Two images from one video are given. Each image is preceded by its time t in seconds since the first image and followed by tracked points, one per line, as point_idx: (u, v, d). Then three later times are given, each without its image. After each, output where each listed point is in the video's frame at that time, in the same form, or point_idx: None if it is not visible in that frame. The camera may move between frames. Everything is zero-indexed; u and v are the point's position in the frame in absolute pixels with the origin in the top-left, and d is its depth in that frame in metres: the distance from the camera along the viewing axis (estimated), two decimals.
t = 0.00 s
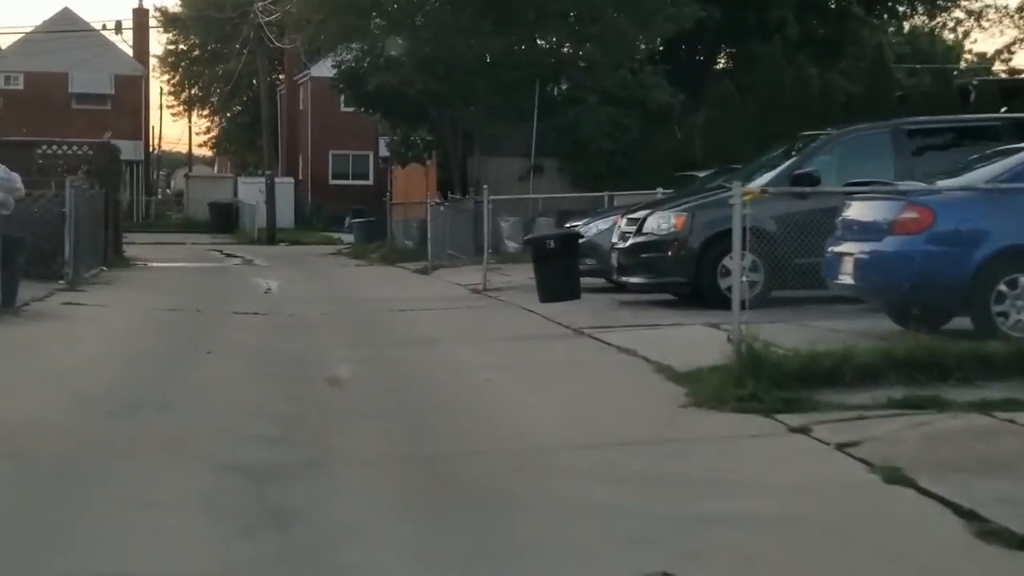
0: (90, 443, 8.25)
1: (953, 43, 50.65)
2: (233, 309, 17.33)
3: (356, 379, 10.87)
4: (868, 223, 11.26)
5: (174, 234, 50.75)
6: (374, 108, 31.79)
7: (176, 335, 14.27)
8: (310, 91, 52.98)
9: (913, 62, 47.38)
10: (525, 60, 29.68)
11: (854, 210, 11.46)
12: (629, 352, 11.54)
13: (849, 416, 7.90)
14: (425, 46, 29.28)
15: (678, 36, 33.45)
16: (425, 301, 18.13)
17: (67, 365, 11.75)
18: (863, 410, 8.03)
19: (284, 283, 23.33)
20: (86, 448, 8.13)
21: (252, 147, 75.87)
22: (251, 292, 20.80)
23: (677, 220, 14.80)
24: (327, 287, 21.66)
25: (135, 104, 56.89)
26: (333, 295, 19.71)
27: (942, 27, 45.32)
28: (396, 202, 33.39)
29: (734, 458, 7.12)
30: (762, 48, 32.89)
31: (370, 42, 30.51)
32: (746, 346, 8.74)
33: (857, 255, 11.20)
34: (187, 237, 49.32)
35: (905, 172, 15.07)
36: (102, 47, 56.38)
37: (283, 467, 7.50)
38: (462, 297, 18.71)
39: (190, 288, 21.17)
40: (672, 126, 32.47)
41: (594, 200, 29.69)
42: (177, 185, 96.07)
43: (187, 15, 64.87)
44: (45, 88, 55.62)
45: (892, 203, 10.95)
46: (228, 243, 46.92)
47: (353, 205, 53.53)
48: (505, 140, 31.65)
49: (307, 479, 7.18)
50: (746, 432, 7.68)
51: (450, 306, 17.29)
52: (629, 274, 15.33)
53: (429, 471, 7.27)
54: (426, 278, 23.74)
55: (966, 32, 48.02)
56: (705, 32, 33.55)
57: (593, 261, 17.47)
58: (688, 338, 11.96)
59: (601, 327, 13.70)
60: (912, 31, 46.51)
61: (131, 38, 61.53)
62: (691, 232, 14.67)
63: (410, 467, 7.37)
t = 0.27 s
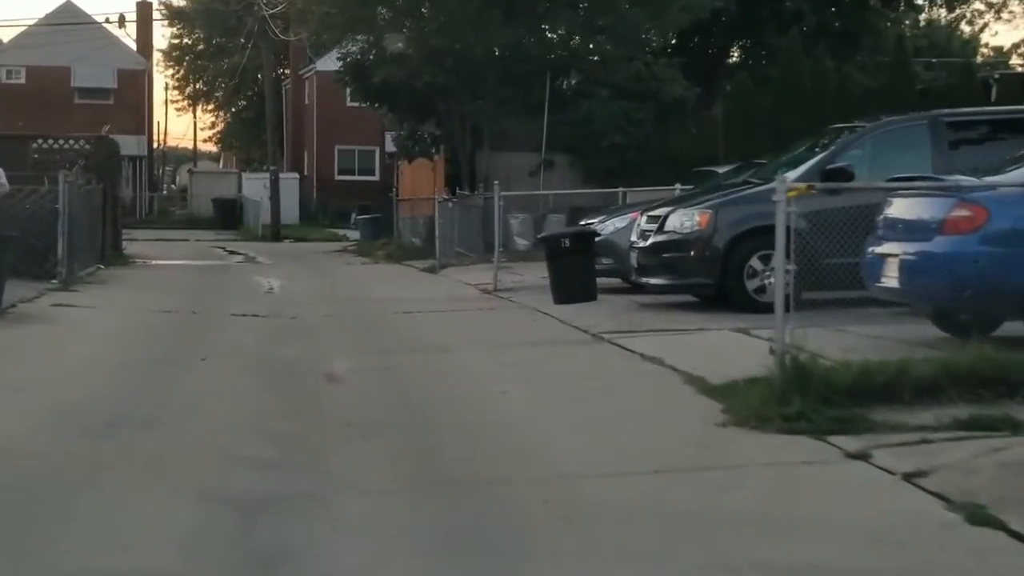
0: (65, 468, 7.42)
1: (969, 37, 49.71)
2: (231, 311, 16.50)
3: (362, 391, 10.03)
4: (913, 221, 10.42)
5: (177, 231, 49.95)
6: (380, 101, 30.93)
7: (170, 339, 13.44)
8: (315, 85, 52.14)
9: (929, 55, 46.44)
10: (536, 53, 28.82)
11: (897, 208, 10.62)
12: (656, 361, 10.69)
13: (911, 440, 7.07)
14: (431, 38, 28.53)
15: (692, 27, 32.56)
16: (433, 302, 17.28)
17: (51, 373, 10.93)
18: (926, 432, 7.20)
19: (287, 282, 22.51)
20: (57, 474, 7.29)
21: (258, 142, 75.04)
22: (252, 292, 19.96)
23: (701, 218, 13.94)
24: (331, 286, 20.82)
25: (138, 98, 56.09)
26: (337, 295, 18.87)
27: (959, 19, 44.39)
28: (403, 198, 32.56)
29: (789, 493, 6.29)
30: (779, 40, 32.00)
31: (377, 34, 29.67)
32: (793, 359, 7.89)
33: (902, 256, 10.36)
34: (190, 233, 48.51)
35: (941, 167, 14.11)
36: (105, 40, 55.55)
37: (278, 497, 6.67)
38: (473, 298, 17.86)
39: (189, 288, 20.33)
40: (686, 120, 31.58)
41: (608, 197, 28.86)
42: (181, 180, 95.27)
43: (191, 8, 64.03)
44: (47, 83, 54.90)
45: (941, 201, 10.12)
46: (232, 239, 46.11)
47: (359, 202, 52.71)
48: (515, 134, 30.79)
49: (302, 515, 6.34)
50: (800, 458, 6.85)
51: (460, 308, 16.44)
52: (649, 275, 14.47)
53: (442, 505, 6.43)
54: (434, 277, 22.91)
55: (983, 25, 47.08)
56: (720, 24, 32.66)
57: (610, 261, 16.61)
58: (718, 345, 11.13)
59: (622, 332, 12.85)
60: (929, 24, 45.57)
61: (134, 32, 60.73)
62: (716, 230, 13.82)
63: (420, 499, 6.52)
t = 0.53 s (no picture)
0: (33, 503, 6.59)
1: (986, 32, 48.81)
2: (226, 317, 15.66)
3: (367, 408, 9.20)
4: (963, 221, 9.60)
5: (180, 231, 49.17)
6: (386, 98, 30.10)
7: (161, 349, 12.60)
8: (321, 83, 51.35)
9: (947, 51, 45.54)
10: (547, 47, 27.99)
11: (944, 208, 9.80)
12: (684, 374, 9.84)
13: (989, 472, 6.27)
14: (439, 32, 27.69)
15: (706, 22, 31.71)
16: (442, 306, 16.44)
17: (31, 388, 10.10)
18: (1004, 462, 6.41)
19: (288, 284, 21.70)
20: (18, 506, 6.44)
21: (263, 142, 74.27)
22: (252, 296, 19.15)
23: (728, 218, 13.09)
24: (334, 290, 20.01)
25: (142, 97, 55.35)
26: (340, 300, 18.04)
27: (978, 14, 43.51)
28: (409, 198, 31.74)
29: (859, 539, 5.47)
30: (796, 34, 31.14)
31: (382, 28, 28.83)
32: (848, 377, 7.08)
33: (952, 260, 9.54)
34: (194, 233, 47.75)
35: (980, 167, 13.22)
36: (107, 38, 54.77)
37: (271, 541, 5.84)
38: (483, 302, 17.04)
39: (186, 292, 19.53)
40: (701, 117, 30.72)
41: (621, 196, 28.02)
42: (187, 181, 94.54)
43: (195, 6, 63.26)
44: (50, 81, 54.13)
45: (995, 199, 9.29)
46: (236, 240, 45.32)
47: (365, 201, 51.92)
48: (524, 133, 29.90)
49: (291, 564, 5.50)
50: (862, 494, 6.04)
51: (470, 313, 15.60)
52: (672, 279, 13.63)
53: (454, 553, 5.60)
54: (442, 279, 22.13)
55: (1001, 20, 46.18)
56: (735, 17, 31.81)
57: (628, 263, 15.77)
58: (751, 358, 10.28)
59: (643, 341, 12.01)
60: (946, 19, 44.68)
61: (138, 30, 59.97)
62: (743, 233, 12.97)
63: (428, 545, 5.69)
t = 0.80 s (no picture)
0: None
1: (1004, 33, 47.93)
2: (225, 328, 14.88)
3: (372, 433, 8.40)
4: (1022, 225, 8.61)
5: (184, 234, 48.42)
6: (393, 99, 29.33)
7: (153, 363, 11.82)
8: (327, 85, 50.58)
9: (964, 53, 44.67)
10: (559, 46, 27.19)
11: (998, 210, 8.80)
12: (717, 394, 9.04)
13: None
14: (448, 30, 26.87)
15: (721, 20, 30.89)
16: (452, 316, 15.65)
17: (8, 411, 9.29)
18: None
19: (292, 290, 20.94)
20: None
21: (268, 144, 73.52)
22: (253, 303, 18.37)
23: (757, 223, 12.29)
24: (339, 297, 19.24)
25: (145, 99, 54.59)
26: (345, 308, 17.26)
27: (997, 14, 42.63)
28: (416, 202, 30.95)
29: None
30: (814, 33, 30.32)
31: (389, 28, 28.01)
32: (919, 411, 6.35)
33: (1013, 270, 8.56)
34: (197, 238, 46.97)
35: None
36: (110, 39, 54.02)
37: None
38: (495, 311, 16.25)
39: (185, 299, 18.76)
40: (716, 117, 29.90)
41: (635, 200, 27.23)
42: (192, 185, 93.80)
43: (200, 8, 62.50)
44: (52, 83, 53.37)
45: None
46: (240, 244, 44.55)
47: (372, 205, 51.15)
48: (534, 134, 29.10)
49: None
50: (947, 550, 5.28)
51: (482, 323, 14.81)
52: (698, 288, 12.83)
53: None
54: (452, 286, 21.36)
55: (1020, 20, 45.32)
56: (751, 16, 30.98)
57: (648, 271, 14.98)
58: (792, 377, 9.46)
59: (669, 356, 11.21)
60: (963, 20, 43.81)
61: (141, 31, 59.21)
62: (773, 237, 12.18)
63: None
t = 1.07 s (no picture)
0: None
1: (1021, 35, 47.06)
2: (222, 340, 14.10)
3: (376, 462, 7.63)
4: None
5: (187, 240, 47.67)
6: (399, 101, 28.56)
7: (143, 380, 11.05)
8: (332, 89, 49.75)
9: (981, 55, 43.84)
10: (569, 46, 26.42)
11: None
12: (754, 417, 8.26)
13: None
14: (456, 30, 26.08)
15: (736, 19, 30.10)
16: (461, 327, 14.87)
17: None
18: None
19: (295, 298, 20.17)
20: None
21: (273, 148, 72.75)
22: (253, 313, 17.60)
23: (789, 229, 11.49)
24: (343, 306, 18.46)
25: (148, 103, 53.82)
26: (349, 318, 16.48)
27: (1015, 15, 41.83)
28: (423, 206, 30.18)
29: None
30: (832, 32, 29.52)
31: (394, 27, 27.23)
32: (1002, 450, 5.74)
33: None
34: (201, 243, 46.23)
35: None
36: (113, 42, 53.29)
37: None
38: (506, 321, 15.47)
39: (182, 308, 17.98)
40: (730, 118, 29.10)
41: (648, 204, 26.45)
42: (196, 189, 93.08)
43: (204, 10, 61.78)
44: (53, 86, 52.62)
45: None
46: (244, 250, 43.78)
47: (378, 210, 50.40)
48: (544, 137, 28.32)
49: None
50: None
51: (493, 334, 14.02)
52: (724, 298, 12.05)
53: None
54: (461, 294, 20.58)
55: None
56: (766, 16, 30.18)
57: (669, 278, 14.23)
58: (836, 397, 8.68)
59: (697, 372, 10.41)
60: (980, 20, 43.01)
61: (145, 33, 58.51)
62: (807, 245, 11.41)
63: None
